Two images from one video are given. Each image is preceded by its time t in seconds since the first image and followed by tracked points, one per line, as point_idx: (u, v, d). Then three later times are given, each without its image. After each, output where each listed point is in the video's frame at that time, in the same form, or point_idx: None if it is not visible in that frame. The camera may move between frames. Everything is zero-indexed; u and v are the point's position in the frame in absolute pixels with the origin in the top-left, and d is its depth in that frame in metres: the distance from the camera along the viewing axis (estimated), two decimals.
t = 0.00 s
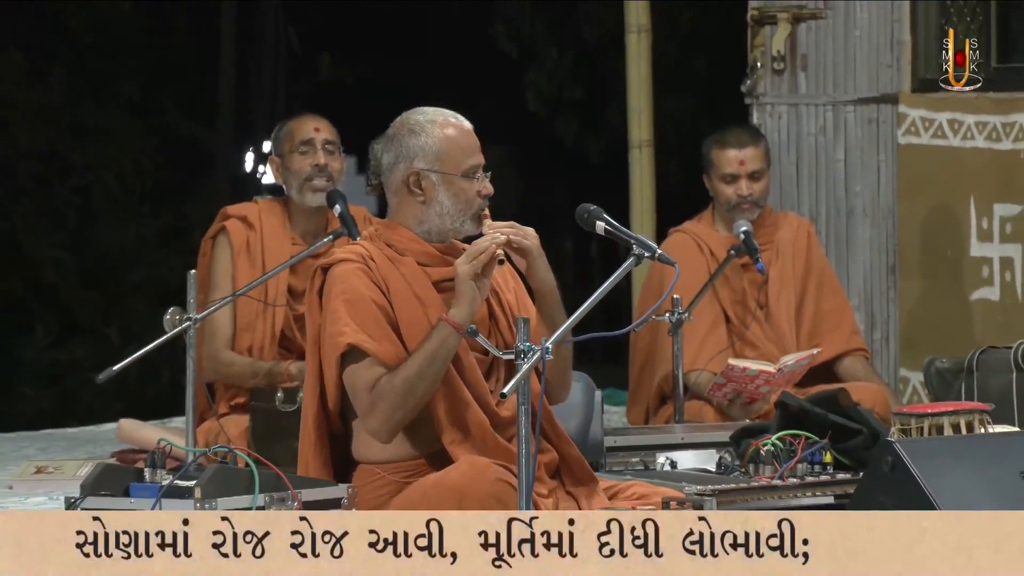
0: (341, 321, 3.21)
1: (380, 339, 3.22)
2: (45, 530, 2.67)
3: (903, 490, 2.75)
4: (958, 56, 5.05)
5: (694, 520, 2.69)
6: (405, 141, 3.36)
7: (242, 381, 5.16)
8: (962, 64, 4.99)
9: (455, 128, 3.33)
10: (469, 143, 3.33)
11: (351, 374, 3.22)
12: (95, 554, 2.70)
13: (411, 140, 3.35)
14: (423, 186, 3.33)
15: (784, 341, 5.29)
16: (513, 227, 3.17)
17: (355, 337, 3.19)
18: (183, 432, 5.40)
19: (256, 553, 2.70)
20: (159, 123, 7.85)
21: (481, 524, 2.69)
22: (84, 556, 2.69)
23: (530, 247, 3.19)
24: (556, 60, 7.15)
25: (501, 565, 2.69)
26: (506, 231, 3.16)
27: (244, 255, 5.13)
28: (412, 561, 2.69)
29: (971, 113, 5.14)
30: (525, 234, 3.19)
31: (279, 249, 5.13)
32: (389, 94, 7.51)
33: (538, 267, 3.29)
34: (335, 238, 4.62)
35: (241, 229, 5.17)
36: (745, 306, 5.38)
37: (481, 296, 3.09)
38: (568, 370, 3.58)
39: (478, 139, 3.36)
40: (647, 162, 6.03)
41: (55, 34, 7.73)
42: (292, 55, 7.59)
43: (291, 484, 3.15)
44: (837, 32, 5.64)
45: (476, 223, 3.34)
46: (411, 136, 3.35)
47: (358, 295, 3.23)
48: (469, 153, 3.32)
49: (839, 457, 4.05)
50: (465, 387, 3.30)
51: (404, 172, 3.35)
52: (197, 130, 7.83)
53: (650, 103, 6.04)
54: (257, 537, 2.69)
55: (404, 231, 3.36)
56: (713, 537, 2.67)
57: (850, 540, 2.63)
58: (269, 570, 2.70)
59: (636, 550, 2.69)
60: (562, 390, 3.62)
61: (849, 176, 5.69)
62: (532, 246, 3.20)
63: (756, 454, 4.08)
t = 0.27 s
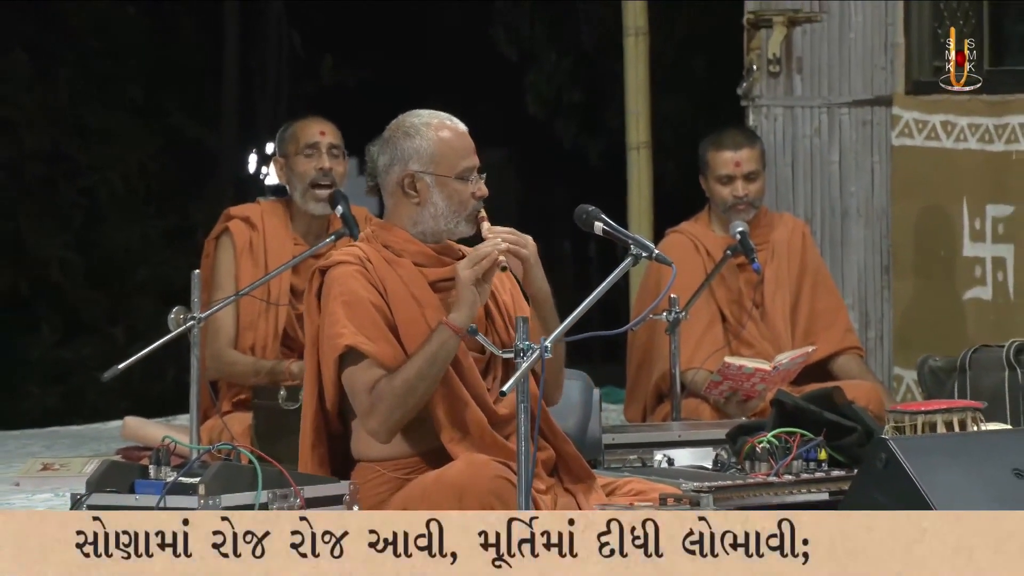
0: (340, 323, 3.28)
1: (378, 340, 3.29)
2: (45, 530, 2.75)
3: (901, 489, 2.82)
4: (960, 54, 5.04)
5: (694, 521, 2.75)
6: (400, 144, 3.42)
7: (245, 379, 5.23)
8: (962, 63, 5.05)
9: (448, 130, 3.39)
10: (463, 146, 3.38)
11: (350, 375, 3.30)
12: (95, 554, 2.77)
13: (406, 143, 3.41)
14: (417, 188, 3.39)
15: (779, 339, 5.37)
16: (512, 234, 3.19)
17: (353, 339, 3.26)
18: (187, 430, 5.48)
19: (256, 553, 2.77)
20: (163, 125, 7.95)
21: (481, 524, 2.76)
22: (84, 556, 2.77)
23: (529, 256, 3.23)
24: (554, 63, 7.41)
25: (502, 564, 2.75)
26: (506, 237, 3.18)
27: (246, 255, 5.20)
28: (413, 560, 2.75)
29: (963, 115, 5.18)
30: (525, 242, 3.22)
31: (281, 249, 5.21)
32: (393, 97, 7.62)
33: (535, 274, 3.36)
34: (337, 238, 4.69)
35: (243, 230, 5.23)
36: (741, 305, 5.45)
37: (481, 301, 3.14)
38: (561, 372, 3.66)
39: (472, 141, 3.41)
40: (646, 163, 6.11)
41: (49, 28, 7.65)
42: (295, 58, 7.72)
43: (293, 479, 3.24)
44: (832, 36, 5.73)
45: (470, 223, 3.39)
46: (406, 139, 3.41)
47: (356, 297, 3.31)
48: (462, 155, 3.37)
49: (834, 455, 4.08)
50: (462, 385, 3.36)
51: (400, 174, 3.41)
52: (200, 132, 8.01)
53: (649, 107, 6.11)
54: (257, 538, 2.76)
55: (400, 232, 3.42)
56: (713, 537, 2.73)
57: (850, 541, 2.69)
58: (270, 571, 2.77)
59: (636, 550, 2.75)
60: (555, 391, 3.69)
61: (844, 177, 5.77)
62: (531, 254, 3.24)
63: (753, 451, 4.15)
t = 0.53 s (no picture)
0: (340, 327, 3.32)
1: (378, 343, 3.33)
2: (47, 530, 2.86)
3: (893, 487, 2.92)
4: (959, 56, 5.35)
5: (693, 521, 2.86)
6: (396, 146, 3.50)
7: (249, 378, 5.31)
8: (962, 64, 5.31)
9: (443, 132, 3.46)
10: (457, 148, 3.46)
11: (350, 378, 3.34)
12: (95, 554, 2.89)
13: (401, 145, 3.49)
14: (412, 189, 3.47)
15: (774, 338, 5.47)
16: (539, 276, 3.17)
17: (353, 344, 3.30)
18: (192, 427, 5.57)
19: (255, 553, 2.88)
20: (171, 128, 8.37)
21: (481, 525, 2.87)
22: (84, 556, 2.88)
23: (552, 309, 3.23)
24: (553, 66, 7.53)
25: (501, 564, 2.86)
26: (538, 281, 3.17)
27: (250, 257, 5.29)
28: (412, 560, 2.87)
29: (957, 117, 5.30)
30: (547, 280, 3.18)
31: (284, 250, 5.30)
32: (390, 100, 7.91)
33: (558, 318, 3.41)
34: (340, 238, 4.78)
35: (246, 232, 5.32)
36: (736, 305, 5.55)
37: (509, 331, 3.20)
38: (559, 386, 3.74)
39: (467, 143, 3.49)
40: (642, 167, 6.22)
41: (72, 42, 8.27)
42: (298, 60, 8.10)
43: (296, 476, 3.31)
44: (825, 41, 5.83)
45: (465, 224, 3.46)
46: (401, 141, 3.49)
47: (356, 301, 3.35)
48: (457, 157, 3.45)
49: (827, 451, 4.16)
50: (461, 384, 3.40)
51: (395, 176, 3.49)
52: (209, 136, 8.39)
53: (645, 111, 6.21)
54: (256, 538, 2.87)
55: (396, 233, 3.48)
56: (712, 537, 2.85)
57: (850, 539, 2.81)
58: (269, 570, 2.87)
59: (636, 550, 2.86)
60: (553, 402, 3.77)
61: (838, 179, 5.87)
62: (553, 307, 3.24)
63: (749, 448, 4.24)
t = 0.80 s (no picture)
0: (344, 334, 3.40)
1: (382, 349, 3.41)
2: (47, 531, 2.97)
3: (888, 484, 2.92)
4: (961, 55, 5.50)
5: (694, 522, 2.95)
6: (401, 149, 3.61)
7: (253, 376, 5.41)
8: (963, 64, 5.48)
9: (447, 138, 3.57)
10: (460, 153, 3.57)
11: (355, 385, 3.41)
12: (95, 554, 3.00)
13: (406, 148, 3.59)
14: (413, 192, 3.57)
15: (770, 338, 5.57)
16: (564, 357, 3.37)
17: (358, 351, 3.38)
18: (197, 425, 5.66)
19: (255, 553, 2.99)
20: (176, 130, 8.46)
21: (481, 525, 2.97)
22: (84, 556, 2.99)
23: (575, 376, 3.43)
24: (553, 70, 7.81)
25: (501, 564, 2.97)
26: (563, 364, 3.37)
27: (257, 258, 5.39)
28: (412, 560, 2.97)
29: (948, 121, 5.59)
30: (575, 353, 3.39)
31: (289, 250, 5.40)
32: (395, 100, 7.86)
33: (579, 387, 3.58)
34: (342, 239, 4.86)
35: (253, 233, 5.42)
36: (732, 305, 5.65)
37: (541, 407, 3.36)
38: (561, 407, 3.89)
39: (471, 149, 3.60)
40: (640, 169, 6.32)
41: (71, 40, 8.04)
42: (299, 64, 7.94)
43: (299, 473, 3.43)
44: (820, 45, 5.90)
45: (463, 229, 3.56)
46: (406, 144, 3.60)
47: (360, 308, 3.42)
48: (459, 162, 3.56)
49: (822, 448, 4.23)
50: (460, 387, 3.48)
51: (398, 178, 3.60)
52: (210, 138, 8.21)
53: (643, 114, 6.29)
54: (256, 538, 2.98)
55: (396, 235, 3.57)
56: (713, 538, 2.94)
57: (849, 541, 2.89)
58: (269, 570, 2.98)
59: (636, 550, 2.96)
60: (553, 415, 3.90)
61: (833, 181, 5.95)
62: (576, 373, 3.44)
63: (745, 446, 4.33)
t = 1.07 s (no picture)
0: (353, 336, 3.48)
1: (390, 352, 3.49)
2: (47, 531, 2.97)
3: (884, 484, 2.76)
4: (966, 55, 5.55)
5: (694, 522, 2.94)
6: (414, 152, 3.68)
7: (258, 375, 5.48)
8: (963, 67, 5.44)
9: (460, 144, 3.65)
10: (472, 160, 3.65)
11: (362, 387, 3.50)
12: (94, 554, 2.99)
13: (419, 151, 3.67)
14: (423, 195, 3.65)
15: (767, 338, 5.64)
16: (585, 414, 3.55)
17: (366, 354, 3.46)
18: (202, 423, 5.73)
19: (255, 553, 2.98)
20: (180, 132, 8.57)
21: (481, 525, 2.97)
22: (83, 556, 2.98)
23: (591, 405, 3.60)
24: (552, 74, 8.09)
25: (501, 564, 2.97)
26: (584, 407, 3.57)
27: (261, 259, 5.47)
28: (412, 560, 2.97)
29: (942, 124, 5.72)
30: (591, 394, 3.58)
31: (293, 251, 5.48)
32: (397, 107, 8.26)
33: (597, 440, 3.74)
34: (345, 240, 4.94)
35: (257, 235, 5.50)
36: (730, 305, 5.72)
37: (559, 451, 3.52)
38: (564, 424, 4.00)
39: (482, 156, 3.68)
40: (638, 171, 6.41)
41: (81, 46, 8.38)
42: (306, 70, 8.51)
43: (303, 470, 3.50)
44: (816, 48, 5.98)
45: (470, 234, 3.65)
46: (420, 148, 3.68)
47: (369, 311, 3.51)
48: (470, 168, 3.64)
49: (818, 447, 4.30)
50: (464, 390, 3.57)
51: (410, 180, 3.68)
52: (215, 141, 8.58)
53: (642, 116, 6.38)
54: (256, 538, 2.97)
55: (405, 237, 3.65)
56: (713, 538, 2.92)
57: (849, 541, 2.84)
58: (269, 570, 2.98)
59: (637, 550, 2.95)
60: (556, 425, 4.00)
61: (829, 183, 6.02)
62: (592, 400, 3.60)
63: (741, 445, 4.36)
